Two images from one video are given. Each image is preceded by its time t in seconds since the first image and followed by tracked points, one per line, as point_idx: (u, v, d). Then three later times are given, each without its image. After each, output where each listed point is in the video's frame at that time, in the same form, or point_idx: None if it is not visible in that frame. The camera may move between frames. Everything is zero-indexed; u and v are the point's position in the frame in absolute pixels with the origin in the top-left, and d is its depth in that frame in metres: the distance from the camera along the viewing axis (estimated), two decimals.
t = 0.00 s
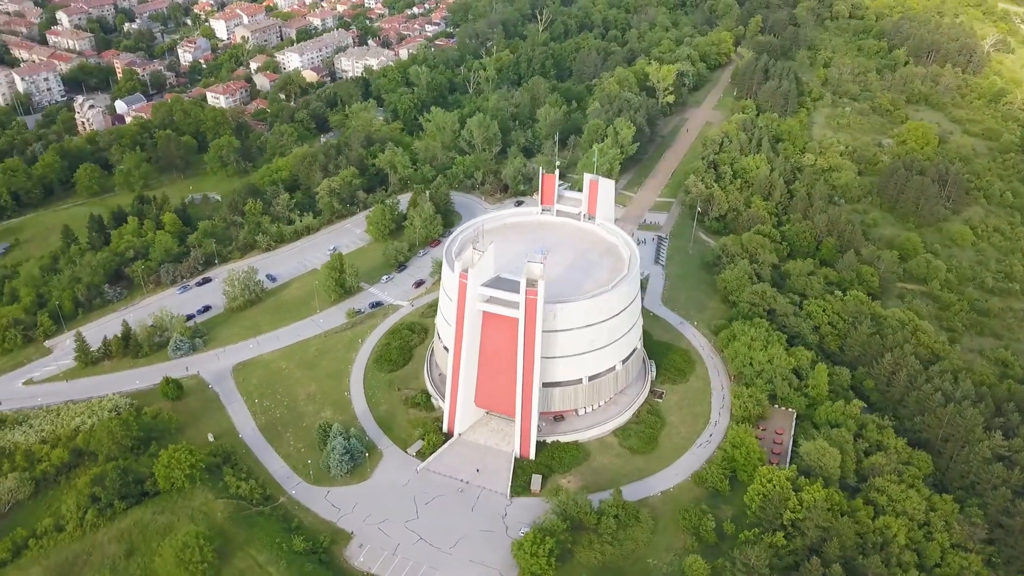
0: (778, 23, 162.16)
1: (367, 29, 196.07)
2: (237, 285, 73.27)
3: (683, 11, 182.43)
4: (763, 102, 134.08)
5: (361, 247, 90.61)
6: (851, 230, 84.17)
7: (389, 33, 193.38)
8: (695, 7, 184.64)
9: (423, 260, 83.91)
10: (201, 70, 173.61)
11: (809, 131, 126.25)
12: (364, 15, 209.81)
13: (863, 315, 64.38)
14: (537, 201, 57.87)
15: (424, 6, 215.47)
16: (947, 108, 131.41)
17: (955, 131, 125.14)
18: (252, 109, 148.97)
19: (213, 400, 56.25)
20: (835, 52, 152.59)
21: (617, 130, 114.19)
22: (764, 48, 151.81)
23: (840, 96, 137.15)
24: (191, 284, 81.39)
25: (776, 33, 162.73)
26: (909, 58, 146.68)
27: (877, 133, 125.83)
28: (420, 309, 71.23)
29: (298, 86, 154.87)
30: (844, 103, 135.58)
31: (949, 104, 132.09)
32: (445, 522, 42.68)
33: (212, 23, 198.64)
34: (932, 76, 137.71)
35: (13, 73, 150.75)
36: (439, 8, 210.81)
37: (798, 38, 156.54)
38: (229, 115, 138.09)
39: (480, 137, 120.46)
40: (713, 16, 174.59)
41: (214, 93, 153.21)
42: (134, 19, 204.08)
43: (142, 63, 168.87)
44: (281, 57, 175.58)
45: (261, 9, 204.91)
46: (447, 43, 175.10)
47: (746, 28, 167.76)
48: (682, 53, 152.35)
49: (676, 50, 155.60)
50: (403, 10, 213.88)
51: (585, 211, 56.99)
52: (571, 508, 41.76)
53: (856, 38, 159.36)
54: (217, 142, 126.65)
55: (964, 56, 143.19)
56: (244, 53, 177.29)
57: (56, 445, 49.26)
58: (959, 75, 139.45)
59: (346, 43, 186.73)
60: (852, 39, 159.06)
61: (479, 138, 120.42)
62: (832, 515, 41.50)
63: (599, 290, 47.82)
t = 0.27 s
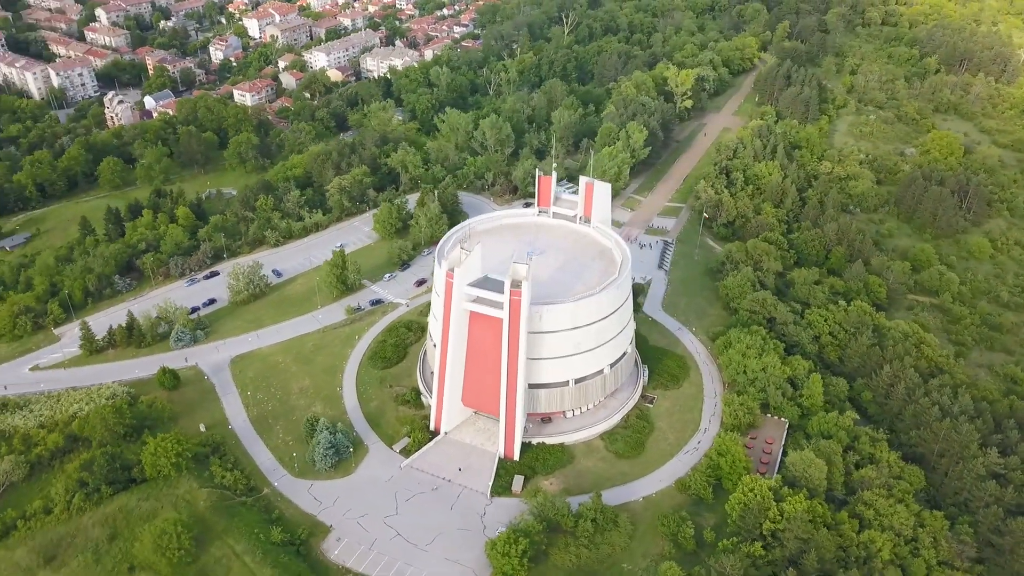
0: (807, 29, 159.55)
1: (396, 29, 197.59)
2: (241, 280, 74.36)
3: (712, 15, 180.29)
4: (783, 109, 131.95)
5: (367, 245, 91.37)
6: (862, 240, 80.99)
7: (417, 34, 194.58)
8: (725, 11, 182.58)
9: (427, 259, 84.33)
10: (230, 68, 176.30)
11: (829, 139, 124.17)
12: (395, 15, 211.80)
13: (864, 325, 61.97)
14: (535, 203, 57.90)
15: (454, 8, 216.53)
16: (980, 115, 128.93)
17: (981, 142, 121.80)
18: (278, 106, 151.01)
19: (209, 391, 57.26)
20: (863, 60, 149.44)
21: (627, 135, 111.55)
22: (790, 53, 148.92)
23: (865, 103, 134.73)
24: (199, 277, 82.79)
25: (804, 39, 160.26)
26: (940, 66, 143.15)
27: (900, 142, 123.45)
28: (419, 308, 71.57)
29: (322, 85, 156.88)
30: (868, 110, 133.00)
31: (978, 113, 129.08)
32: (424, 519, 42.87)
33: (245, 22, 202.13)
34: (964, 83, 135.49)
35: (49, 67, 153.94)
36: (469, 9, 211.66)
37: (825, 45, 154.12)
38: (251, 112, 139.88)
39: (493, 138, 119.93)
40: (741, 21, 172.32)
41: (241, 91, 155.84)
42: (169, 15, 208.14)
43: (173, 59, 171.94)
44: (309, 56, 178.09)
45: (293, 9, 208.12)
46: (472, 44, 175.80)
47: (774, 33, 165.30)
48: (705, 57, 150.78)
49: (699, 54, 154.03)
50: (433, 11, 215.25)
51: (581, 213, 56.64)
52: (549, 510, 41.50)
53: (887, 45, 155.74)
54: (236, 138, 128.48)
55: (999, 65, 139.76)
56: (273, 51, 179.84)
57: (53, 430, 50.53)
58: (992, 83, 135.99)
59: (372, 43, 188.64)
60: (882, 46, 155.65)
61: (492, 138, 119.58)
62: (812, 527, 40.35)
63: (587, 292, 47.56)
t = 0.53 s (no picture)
0: (846, 35, 156.05)
1: (434, 29, 199.09)
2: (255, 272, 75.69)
3: (751, 19, 177.43)
4: (814, 116, 129.19)
5: (383, 242, 92.39)
6: (882, 253, 77.99)
7: (454, 34, 195.62)
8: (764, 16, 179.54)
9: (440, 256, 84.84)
10: (269, 65, 179.74)
11: (859, 149, 121.34)
12: (435, 15, 213.58)
13: (875, 338, 59.91)
14: (540, 204, 57.55)
15: (494, 9, 217.08)
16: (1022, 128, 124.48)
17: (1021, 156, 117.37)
18: (311, 103, 153.42)
19: (215, 379, 58.51)
20: (903, 68, 145.42)
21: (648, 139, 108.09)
22: (828, 59, 144.87)
23: (901, 112, 131.33)
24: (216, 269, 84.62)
25: (843, 46, 156.81)
26: (986, 76, 138.95)
27: (935, 153, 120.19)
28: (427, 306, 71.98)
29: (356, 83, 159.32)
30: (904, 120, 129.63)
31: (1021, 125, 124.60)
32: (409, 515, 43.08)
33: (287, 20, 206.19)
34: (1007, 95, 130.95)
35: (95, 61, 158.38)
36: (507, 11, 212.10)
37: (864, 51, 150.51)
38: (282, 109, 142.06)
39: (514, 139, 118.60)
40: (780, 26, 169.27)
41: (276, 87, 158.85)
42: (215, 12, 213.11)
43: (214, 55, 175.80)
44: (345, 55, 180.84)
45: (335, 8, 211.47)
46: (506, 45, 175.93)
47: (813, 38, 161.89)
48: (738, 61, 148.58)
49: (733, 59, 151.76)
50: (473, 12, 216.28)
51: (585, 216, 56.07)
52: (533, 512, 41.16)
53: (931, 52, 151.08)
54: (265, 134, 130.77)
55: None
56: (312, 50, 182.79)
57: (61, 412, 52.18)
58: None
59: (409, 42, 191.27)
60: (925, 53, 151.06)
61: (512, 139, 117.80)
62: (799, 541, 39.12)
63: (584, 294, 47.19)
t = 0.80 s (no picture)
0: (897, 43, 151.27)
1: (481, 29, 199.78)
2: (277, 264, 77.16)
3: (800, 24, 173.05)
4: (856, 124, 125.48)
5: (405, 238, 93.32)
6: (911, 266, 75.33)
7: (499, 35, 196.03)
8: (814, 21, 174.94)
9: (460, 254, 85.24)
10: (316, 61, 182.91)
11: (901, 161, 117.64)
12: (483, 15, 214.43)
13: (895, 354, 57.95)
14: (552, 205, 57.13)
15: (542, 11, 216.46)
16: None
17: None
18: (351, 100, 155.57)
19: (228, 366, 59.87)
20: (956, 78, 140.19)
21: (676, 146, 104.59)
22: (874, 68, 140.32)
23: (949, 124, 126.87)
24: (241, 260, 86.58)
25: (894, 55, 152.12)
26: None
27: (981, 168, 115.74)
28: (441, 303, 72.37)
29: (397, 80, 159.74)
30: (952, 132, 125.14)
31: None
32: (401, 509, 43.36)
33: (337, 18, 210.00)
34: None
35: (148, 54, 164.26)
36: (555, 12, 211.19)
37: (916, 59, 145.75)
38: (321, 105, 144.40)
39: (541, 139, 116.33)
40: (829, 31, 164.79)
41: (320, 84, 161.98)
42: (269, 10, 219.33)
43: (261, 50, 180.08)
44: (389, 53, 183.02)
45: (384, 6, 214.11)
46: (549, 46, 175.54)
47: (863, 45, 157.12)
48: (782, 66, 145.30)
49: (777, 64, 148.47)
50: (520, 13, 216.43)
51: (596, 219, 55.47)
52: (523, 512, 41.05)
53: (987, 62, 145.24)
54: (303, 128, 133.03)
55: None
56: (358, 47, 185.27)
57: (79, 391, 54.08)
58: None
59: (454, 42, 192.61)
60: (980, 63, 145.22)
61: (540, 142, 116.12)
62: (791, 556, 38.31)
63: (587, 296, 46.78)
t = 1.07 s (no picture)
0: (936, 50, 147.39)
1: (515, 30, 199.77)
2: (288, 258, 78.18)
3: (837, 27, 169.36)
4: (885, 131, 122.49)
5: (418, 236, 94.02)
6: (928, 277, 73.39)
7: (533, 35, 195.85)
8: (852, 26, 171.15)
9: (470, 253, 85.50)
10: (349, 58, 184.67)
11: (930, 170, 114.72)
12: (518, 16, 214.56)
13: (903, 366, 56.43)
14: (555, 206, 56.95)
15: (578, 12, 215.31)
16: None
17: None
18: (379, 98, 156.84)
19: (232, 356, 60.96)
20: (995, 87, 135.97)
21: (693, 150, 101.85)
22: (908, 75, 135.75)
23: (984, 134, 123.25)
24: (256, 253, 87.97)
25: (932, 61, 148.29)
26: None
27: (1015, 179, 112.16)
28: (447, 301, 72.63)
29: (427, 78, 159.86)
30: (987, 142, 121.46)
31: None
32: (387, 502, 43.72)
33: (374, 17, 212.17)
34: None
35: (186, 49, 167.64)
36: (590, 13, 209.77)
37: (954, 66, 141.68)
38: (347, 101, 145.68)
39: (559, 141, 115.28)
40: (867, 36, 161.12)
41: (351, 80, 163.88)
42: (307, 7, 222.62)
43: (296, 47, 183.41)
44: (421, 51, 184.08)
45: (421, 4, 214.84)
46: (581, 47, 174.57)
47: (899, 50, 153.31)
48: (813, 70, 142.50)
49: (809, 69, 145.65)
50: (556, 14, 215.59)
51: (598, 221, 55.16)
52: (506, 511, 41.09)
53: None
54: (327, 124, 134.41)
55: None
56: (391, 46, 186.69)
57: (87, 375, 55.52)
58: None
59: (486, 41, 193.12)
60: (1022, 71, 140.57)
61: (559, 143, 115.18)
62: (773, 566, 37.74)
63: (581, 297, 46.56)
